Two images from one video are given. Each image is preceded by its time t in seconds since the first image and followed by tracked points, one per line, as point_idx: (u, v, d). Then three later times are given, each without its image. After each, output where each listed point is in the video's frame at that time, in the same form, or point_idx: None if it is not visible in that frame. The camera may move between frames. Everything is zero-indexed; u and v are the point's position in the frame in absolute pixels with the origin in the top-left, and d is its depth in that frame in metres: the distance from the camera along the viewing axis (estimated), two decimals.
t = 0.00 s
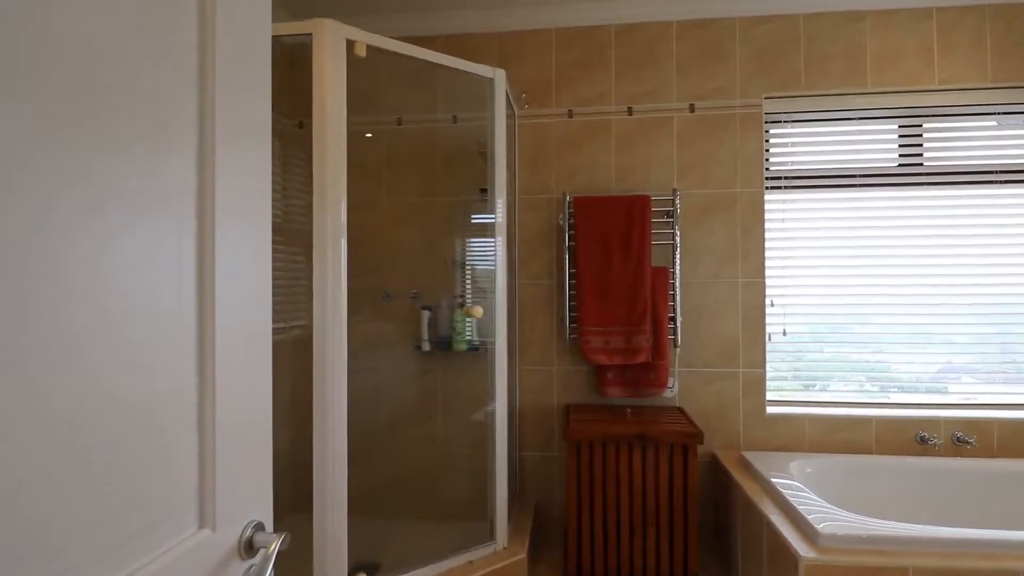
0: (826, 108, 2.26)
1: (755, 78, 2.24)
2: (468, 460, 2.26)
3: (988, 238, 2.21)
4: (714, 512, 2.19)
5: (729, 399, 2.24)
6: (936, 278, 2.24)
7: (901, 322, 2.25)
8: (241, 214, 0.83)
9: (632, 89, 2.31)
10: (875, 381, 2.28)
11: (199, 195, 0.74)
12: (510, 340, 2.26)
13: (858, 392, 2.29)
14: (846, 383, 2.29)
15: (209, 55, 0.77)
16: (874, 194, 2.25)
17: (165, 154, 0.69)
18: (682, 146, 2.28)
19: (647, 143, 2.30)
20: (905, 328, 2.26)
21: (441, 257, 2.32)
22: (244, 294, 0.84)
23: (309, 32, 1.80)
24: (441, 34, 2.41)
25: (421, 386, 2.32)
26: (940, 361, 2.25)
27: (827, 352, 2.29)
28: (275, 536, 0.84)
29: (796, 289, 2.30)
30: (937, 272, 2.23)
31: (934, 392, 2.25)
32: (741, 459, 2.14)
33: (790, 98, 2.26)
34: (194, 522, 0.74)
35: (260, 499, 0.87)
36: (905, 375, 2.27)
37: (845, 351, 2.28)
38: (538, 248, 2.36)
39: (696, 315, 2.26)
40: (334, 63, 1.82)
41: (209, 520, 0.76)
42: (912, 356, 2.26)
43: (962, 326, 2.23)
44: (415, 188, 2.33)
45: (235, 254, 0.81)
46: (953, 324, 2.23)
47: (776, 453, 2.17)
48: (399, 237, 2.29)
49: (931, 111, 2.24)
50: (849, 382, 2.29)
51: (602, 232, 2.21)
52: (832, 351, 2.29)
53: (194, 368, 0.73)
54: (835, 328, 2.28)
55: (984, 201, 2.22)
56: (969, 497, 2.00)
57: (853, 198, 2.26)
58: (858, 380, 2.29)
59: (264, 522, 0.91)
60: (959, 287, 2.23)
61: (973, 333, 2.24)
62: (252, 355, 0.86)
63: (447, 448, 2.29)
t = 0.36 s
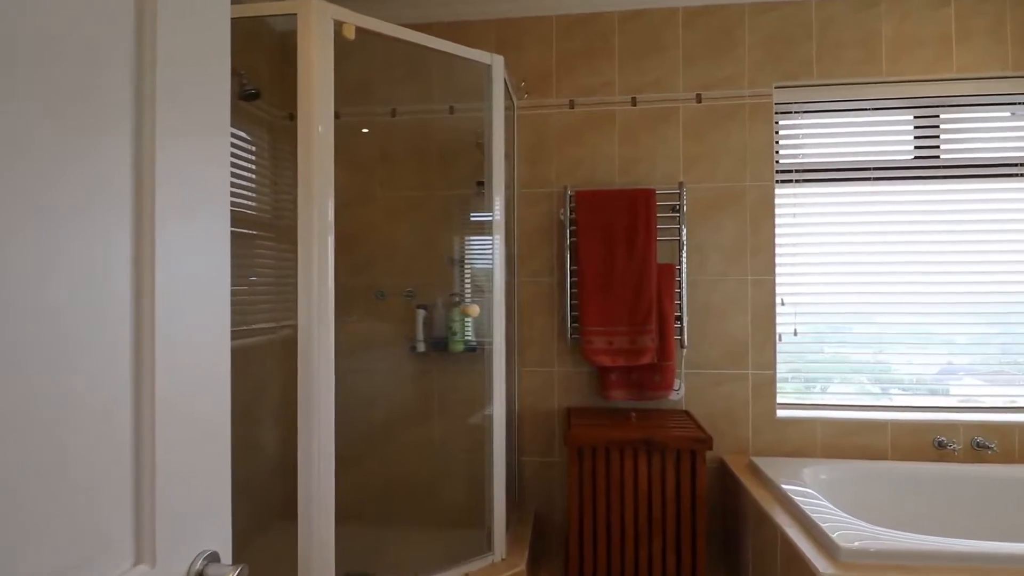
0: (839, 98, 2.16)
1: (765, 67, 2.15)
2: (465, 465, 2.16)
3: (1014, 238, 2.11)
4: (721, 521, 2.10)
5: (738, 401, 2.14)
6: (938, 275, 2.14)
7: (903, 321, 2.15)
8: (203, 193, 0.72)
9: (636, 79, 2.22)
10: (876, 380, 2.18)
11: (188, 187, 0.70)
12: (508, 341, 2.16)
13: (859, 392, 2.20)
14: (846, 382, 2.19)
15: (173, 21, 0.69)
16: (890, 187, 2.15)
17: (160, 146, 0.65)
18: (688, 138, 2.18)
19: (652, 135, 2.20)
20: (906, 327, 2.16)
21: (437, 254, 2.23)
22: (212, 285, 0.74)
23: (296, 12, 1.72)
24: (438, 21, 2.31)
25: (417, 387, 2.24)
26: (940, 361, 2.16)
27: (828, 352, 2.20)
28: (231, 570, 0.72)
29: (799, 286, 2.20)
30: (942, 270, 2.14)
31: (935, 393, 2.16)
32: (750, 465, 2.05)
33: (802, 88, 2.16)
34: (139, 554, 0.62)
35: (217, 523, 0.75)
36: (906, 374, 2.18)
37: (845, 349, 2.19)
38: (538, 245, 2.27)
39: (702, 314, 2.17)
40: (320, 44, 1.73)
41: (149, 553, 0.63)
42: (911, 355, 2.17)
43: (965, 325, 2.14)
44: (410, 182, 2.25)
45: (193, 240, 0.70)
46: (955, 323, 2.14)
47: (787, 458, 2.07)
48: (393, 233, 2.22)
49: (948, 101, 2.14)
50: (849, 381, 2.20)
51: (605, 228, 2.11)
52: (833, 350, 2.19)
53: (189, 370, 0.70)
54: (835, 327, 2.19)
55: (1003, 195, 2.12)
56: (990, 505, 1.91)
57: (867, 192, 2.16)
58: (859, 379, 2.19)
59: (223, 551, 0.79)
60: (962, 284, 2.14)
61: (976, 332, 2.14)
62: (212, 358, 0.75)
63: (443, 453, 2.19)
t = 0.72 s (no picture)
0: (851, 90, 2.06)
1: (773, 56, 2.04)
2: (458, 474, 2.05)
3: None
4: (728, 534, 2.00)
5: (745, 408, 2.04)
6: (939, 272, 2.03)
7: (899, 320, 2.04)
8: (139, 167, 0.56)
9: (639, 69, 2.11)
10: (873, 381, 2.07)
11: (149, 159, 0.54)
12: (503, 345, 2.06)
13: (857, 395, 2.08)
14: (842, 384, 2.09)
15: None
16: (905, 182, 2.04)
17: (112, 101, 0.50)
18: (693, 131, 2.08)
19: (655, 129, 2.10)
20: (904, 327, 2.05)
21: (429, 252, 2.11)
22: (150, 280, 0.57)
23: None
24: (431, 9, 2.21)
25: (408, 393, 2.13)
26: (937, 359, 2.05)
27: (824, 354, 2.09)
28: None
29: (798, 284, 2.09)
30: (948, 267, 2.02)
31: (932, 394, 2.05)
32: (758, 475, 1.94)
33: (812, 79, 2.06)
34: None
35: None
36: (904, 374, 2.07)
37: (841, 349, 2.08)
38: (535, 243, 2.16)
39: (707, 316, 2.06)
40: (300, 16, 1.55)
41: None
42: (903, 354, 2.06)
43: (965, 324, 2.03)
44: (401, 178, 2.15)
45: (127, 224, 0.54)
46: (953, 322, 2.03)
47: (797, 468, 1.97)
48: (382, 232, 2.14)
49: (965, 92, 2.03)
50: (846, 383, 2.09)
51: (607, 225, 2.01)
52: (829, 350, 2.08)
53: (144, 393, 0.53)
54: (834, 328, 2.08)
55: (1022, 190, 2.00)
56: (1013, 518, 1.79)
57: (880, 187, 2.05)
58: (857, 380, 2.08)
59: None
60: (964, 281, 2.03)
61: (980, 332, 2.03)
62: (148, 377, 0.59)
63: (434, 462, 2.08)
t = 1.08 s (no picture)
0: (844, 83, 1.99)
1: (764, 47, 1.97)
2: (436, 484, 1.95)
3: None
4: (717, 544, 1.93)
5: (735, 412, 1.96)
6: (925, 268, 1.96)
7: (884, 318, 1.98)
8: None
9: (626, 59, 2.03)
10: (855, 379, 2.00)
11: None
12: (484, 347, 1.96)
13: (838, 392, 2.01)
14: (825, 382, 2.01)
15: None
16: (899, 178, 1.98)
17: None
18: (682, 125, 2.00)
19: (642, 122, 2.01)
20: (889, 326, 1.98)
21: (406, 249, 2.00)
22: None
23: None
24: None
25: (383, 398, 2.02)
26: (916, 359, 1.99)
27: (807, 355, 2.01)
28: None
29: (784, 281, 2.01)
30: (937, 265, 1.96)
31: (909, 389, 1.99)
32: (749, 483, 1.87)
33: (804, 71, 1.99)
34: None
35: None
36: (886, 373, 2.00)
37: (825, 347, 2.01)
38: (518, 241, 2.06)
39: (697, 317, 1.98)
40: None
41: None
42: (893, 355, 1.99)
43: (948, 319, 1.96)
44: (377, 172, 2.04)
45: None
46: (935, 319, 1.97)
47: (789, 474, 1.90)
48: (357, 229, 2.04)
49: (960, 86, 1.97)
50: (827, 379, 2.01)
51: (593, 222, 1.92)
52: (813, 349, 2.01)
53: None
54: (823, 328, 2.00)
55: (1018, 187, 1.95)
56: (1009, 526, 1.74)
57: (874, 184, 1.98)
58: (838, 378, 2.01)
59: None
60: (949, 276, 1.97)
61: (968, 328, 1.96)
62: None
63: (411, 472, 1.98)
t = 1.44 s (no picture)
0: (812, 78, 1.97)
1: (733, 40, 1.94)
2: (398, 488, 1.87)
3: (996, 233, 1.95)
4: (686, 546, 1.89)
5: (704, 411, 1.93)
6: (890, 264, 1.96)
7: (852, 315, 1.97)
8: None
9: (594, 50, 1.98)
10: (821, 376, 1.98)
11: None
12: (448, 346, 1.89)
13: (808, 390, 1.99)
14: (793, 380, 2.00)
15: None
16: (867, 174, 1.97)
17: None
18: (651, 118, 1.96)
19: (611, 115, 1.97)
20: (855, 322, 1.97)
21: (367, 243, 1.90)
22: None
23: None
24: None
25: (343, 401, 1.93)
26: (880, 355, 1.98)
27: (775, 352, 1.99)
28: None
29: (752, 278, 1.99)
30: (902, 261, 1.96)
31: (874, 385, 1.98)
32: (718, 482, 1.84)
33: (773, 65, 1.97)
34: None
35: None
36: (852, 370, 1.99)
37: (793, 345, 1.99)
38: (483, 236, 2.00)
39: (666, 314, 1.95)
40: None
41: None
42: (859, 352, 1.98)
43: (911, 315, 1.97)
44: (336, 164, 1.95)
45: None
46: (901, 317, 1.97)
47: (758, 473, 1.87)
48: (315, 223, 1.95)
49: (926, 83, 1.97)
50: (796, 377, 2.00)
51: (561, 217, 1.87)
52: (782, 347, 1.99)
53: None
54: (791, 325, 1.99)
55: (981, 184, 1.96)
56: (973, 521, 1.74)
57: (841, 181, 1.98)
58: (807, 376, 2.00)
59: None
60: (912, 272, 1.97)
61: (931, 324, 1.97)
62: None
63: (372, 477, 1.89)
